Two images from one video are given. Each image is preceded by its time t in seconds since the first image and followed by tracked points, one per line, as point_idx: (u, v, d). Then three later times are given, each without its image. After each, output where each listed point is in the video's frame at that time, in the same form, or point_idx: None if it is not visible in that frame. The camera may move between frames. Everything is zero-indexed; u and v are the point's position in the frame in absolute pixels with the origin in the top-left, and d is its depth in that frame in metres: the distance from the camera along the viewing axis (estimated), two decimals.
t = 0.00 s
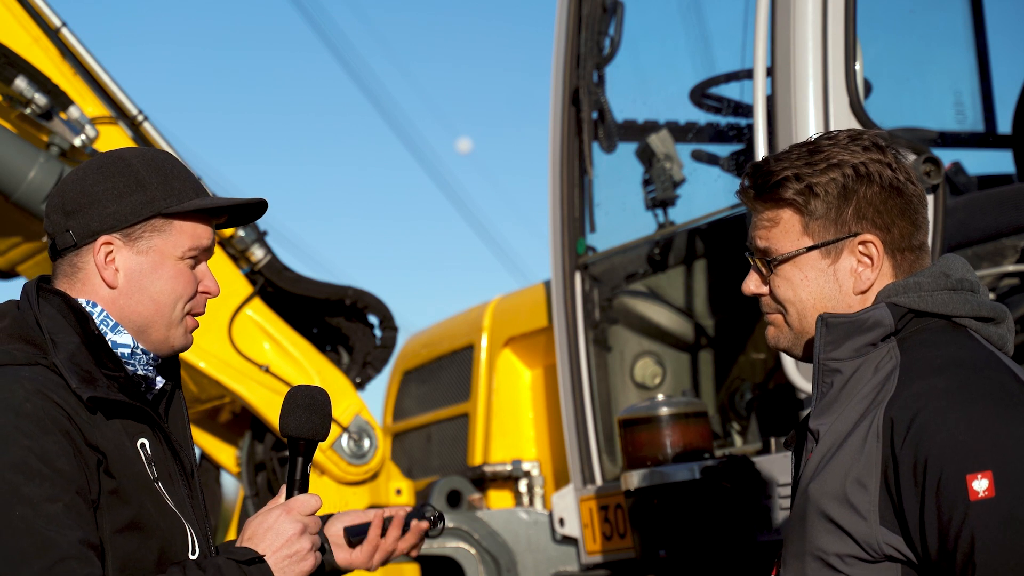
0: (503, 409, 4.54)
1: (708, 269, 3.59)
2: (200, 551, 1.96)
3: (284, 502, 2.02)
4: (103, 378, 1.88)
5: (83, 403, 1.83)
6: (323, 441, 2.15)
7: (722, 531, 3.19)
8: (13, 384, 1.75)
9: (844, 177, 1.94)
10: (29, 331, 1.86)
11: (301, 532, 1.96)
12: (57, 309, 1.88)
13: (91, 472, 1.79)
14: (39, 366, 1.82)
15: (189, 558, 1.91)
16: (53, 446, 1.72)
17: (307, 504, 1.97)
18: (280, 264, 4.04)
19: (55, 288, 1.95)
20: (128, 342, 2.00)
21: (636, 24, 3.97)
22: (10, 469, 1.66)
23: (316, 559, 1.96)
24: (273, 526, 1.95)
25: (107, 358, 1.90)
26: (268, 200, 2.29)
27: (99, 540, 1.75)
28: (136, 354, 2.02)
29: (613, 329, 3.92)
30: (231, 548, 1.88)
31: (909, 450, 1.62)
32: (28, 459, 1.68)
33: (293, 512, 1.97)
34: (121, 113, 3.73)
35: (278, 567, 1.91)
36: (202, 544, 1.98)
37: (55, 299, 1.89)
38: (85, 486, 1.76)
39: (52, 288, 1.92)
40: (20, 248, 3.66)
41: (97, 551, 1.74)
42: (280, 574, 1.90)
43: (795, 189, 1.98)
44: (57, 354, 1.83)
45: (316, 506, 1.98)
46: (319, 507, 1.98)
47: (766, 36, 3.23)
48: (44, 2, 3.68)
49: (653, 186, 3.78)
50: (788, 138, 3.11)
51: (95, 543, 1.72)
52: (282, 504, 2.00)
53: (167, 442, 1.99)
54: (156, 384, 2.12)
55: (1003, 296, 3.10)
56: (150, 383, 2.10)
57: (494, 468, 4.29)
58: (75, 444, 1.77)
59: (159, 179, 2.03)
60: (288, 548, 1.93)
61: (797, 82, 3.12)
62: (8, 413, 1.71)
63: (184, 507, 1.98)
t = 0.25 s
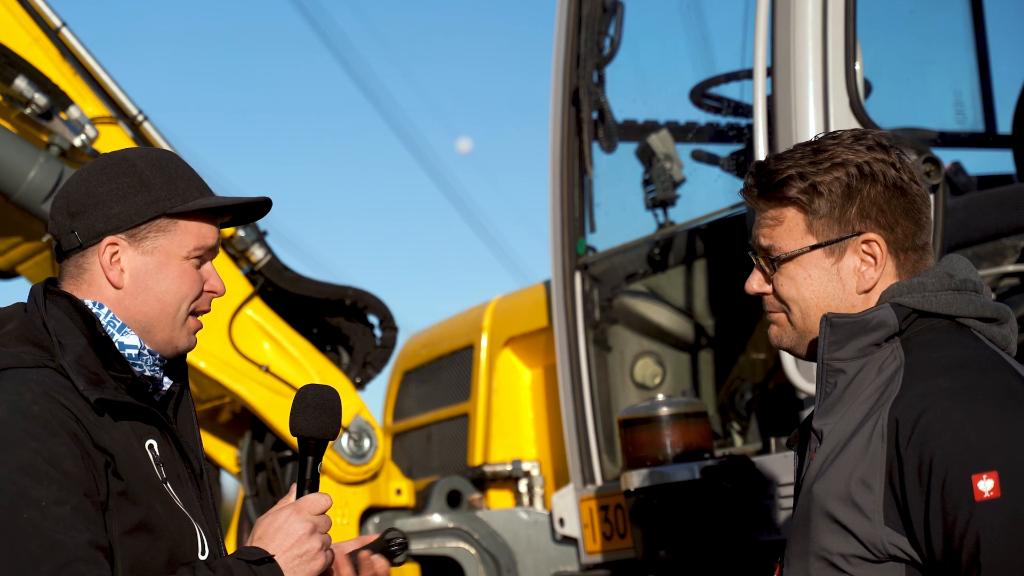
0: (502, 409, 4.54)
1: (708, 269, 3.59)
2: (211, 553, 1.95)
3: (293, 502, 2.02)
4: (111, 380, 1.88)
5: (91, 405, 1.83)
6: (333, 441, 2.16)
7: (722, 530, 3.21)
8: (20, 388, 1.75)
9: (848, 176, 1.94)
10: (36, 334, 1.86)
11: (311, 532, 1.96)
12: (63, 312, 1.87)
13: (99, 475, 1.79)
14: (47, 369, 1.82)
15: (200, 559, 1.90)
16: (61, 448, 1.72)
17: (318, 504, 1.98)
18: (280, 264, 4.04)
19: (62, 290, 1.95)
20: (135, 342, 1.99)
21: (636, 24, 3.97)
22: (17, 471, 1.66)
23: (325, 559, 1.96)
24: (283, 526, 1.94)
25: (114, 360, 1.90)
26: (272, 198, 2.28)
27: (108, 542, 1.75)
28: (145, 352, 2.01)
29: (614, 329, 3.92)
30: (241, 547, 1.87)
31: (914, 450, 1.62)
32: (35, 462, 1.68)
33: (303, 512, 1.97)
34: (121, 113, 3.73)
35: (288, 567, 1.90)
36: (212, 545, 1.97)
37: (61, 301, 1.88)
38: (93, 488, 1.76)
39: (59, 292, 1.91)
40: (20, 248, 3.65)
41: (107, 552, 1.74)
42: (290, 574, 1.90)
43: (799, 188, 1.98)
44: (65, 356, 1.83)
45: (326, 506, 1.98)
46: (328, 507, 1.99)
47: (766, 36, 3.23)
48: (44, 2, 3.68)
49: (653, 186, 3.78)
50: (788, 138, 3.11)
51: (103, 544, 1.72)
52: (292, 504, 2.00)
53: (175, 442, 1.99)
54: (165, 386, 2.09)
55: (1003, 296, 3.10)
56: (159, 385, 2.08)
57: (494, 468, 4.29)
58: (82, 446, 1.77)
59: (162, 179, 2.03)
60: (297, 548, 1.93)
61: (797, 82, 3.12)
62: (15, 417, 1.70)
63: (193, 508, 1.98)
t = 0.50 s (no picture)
0: (502, 409, 4.54)
1: (709, 269, 3.59)
2: (219, 552, 1.96)
3: (302, 501, 2.02)
4: (122, 380, 1.88)
5: (106, 403, 1.84)
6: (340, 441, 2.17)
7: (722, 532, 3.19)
8: (35, 386, 1.75)
9: (852, 177, 1.94)
10: (47, 334, 1.86)
11: (321, 532, 1.96)
12: (73, 311, 1.88)
13: (113, 474, 1.79)
14: (59, 367, 1.82)
15: (209, 560, 1.91)
16: (76, 447, 1.72)
17: (327, 504, 1.98)
18: (280, 264, 4.03)
19: (74, 291, 1.95)
20: (145, 345, 1.99)
21: (636, 24, 3.98)
22: (33, 469, 1.66)
23: (334, 559, 1.96)
24: (293, 526, 1.94)
25: (125, 360, 1.90)
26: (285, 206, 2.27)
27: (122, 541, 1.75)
28: (151, 356, 2.01)
29: (613, 330, 3.92)
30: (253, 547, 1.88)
31: (919, 451, 1.62)
32: (52, 461, 1.68)
33: (312, 512, 1.97)
34: (121, 113, 3.73)
35: (298, 567, 1.90)
36: (220, 544, 1.98)
37: (70, 300, 1.89)
38: (107, 487, 1.76)
39: (69, 292, 1.92)
40: (20, 248, 3.65)
41: (121, 551, 1.74)
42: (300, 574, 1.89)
43: (803, 188, 1.99)
44: (78, 355, 1.83)
45: (335, 506, 1.98)
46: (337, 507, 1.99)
47: (766, 36, 3.23)
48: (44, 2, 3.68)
49: (653, 186, 3.79)
50: (788, 138, 3.11)
51: (118, 543, 1.72)
52: (300, 504, 1.99)
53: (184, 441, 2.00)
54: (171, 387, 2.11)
55: (1003, 296, 3.11)
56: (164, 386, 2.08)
57: (494, 468, 4.29)
58: (97, 445, 1.77)
59: (177, 182, 2.03)
60: (307, 548, 1.92)
61: (797, 82, 3.12)
62: (30, 416, 1.70)
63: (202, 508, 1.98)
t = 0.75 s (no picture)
0: (503, 409, 4.54)
1: (709, 269, 3.59)
2: (222, 553, 1.98)
3: (306, 502, 2.02)
4: (134, 379, 1.88)
5: (123, 402, 1.84)
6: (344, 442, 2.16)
7: (721, 531, 3.15)
8: (54, 384, 1.74)
9: (859, 176, 1.94)
10: (59, 332, 1.86)
11: (326, 532, 1.96)
12: (81, 307, 1.88)
13: (130, 472, 1.79)
14: (74, 365, 1.81)
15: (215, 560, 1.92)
16: (96, 446, 1.72)
17: (330, 504, 1.98)
18: (280, 264, 4.03)
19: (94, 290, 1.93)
20: (157, 346, 2.00)
21: (636, 24, 3.97)
22: (55, 468, 1.66)
23: (339, 557, 1.98)
24: (299, 527, 1.94)
25: (137, 359, 1.90)
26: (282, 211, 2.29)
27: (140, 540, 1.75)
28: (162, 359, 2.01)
29: (614, 330, 3.91)
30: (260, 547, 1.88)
31: (923, 451, 1.63)
32: (73, 459, 1.68)
33: (317, 512, 1.97)
34: (121, 113, 3.73)
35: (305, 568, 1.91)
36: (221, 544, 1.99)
37: (79, 297, 1.90)
38: (123, 486, 1.76)
39: (75, 289, 1.92)
40: (20, 248, 3.65)
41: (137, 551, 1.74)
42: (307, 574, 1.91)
43: (810, 187, 1.99)
44: (92, 353, 1.83)
45: (339, 505, 1.98)
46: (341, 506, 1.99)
47: (766, 36, 3.23)
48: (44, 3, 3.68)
49: (653, 186, 3.79)
50: (787, 138, 3.12)
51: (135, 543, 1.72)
52: (304, 504, 1.99)
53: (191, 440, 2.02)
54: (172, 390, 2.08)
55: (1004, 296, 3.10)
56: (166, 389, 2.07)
57: (494, 468, 4.28)
58: (116, 446, 1.77)
59: (202, 186, 2.05)
60: (313, 548, 1.93)
61: (797, 82, 3.12)
62: (51, 414, 1.70)
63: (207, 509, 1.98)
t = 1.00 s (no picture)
0: (503, 409, 4.54)
1: (709, 269, 3.59)
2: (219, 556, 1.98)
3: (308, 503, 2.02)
4: (139, 381, 1.90)
5: (131, 404, 1.85)
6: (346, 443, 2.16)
7: (721, 533, 3.11)
8: (65, 386, 1.74)
9: (865, 176, 1.94)
10: (64, 333, 1.86)
11: (329, 534, 1.97)
12: (86, 307, 1.89)
13: (138, 475, 1.79)
14: (81, 367, 1.82)
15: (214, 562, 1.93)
16: (108, 448, 1.72)
17: (332, 505, 1.98)
18: (280, 264, 4.03)
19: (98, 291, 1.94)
20: (159, 348, 2.01)
21: (636, 24, 3.97)
22: (66, 471, 1.66)
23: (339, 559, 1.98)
24: (301, 528, 1.94)
25: (142, 361, 1.92)
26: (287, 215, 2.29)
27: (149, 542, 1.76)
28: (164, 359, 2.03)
29: (613, 329, 3.91)
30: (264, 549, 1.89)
31: (929, 450, 1.63)
32: (85, 462, 1.68)
33: (320, 514, 1.97)
34: (121, 113, 3.72)
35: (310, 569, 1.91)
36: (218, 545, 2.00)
37: (83, 298, 1.91)
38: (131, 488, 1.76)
39: (77, 288, 1.93)
40: (20, 248, 3.64)
41: (147, 553, 1.73)
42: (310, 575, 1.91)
43: (815, 188, 1.99)
44: (100, 355, 1.84)
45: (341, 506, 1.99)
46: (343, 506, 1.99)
47: (766, 36, 3.23)
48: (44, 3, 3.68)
49: (653, 186, 3.79)
50: (788, 137, 3.12)
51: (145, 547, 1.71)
52: (306, 505, 1.99)
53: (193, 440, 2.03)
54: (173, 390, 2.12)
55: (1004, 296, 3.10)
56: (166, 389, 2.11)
57: (494, 468, 4.28)
58: (125, 448, 1.78)
59: (205, 188, 2.06)
60: (316, 549, 1.94)
61: (797, 82, 3.12)
62: (63, 417, 1.70)
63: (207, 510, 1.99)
